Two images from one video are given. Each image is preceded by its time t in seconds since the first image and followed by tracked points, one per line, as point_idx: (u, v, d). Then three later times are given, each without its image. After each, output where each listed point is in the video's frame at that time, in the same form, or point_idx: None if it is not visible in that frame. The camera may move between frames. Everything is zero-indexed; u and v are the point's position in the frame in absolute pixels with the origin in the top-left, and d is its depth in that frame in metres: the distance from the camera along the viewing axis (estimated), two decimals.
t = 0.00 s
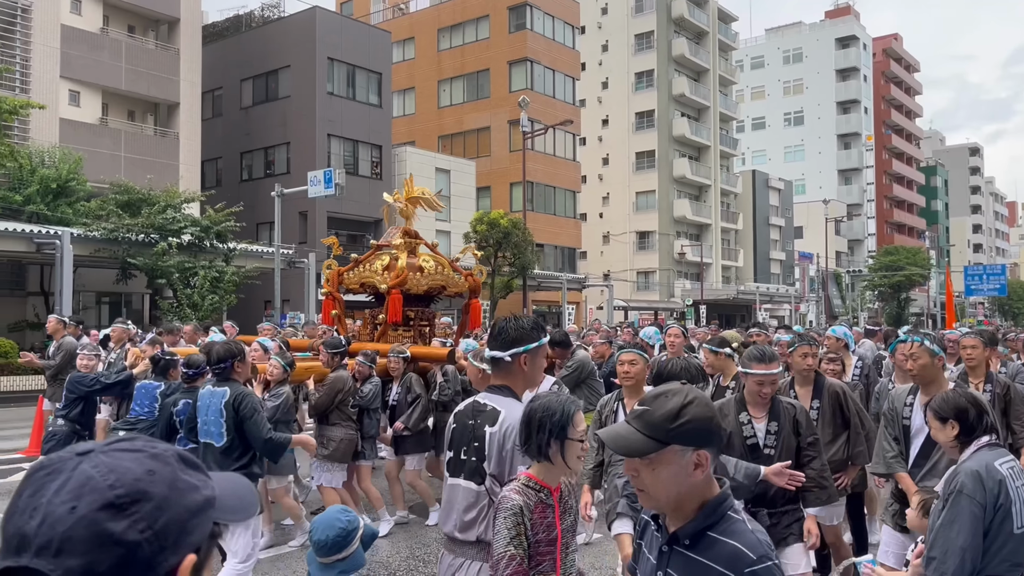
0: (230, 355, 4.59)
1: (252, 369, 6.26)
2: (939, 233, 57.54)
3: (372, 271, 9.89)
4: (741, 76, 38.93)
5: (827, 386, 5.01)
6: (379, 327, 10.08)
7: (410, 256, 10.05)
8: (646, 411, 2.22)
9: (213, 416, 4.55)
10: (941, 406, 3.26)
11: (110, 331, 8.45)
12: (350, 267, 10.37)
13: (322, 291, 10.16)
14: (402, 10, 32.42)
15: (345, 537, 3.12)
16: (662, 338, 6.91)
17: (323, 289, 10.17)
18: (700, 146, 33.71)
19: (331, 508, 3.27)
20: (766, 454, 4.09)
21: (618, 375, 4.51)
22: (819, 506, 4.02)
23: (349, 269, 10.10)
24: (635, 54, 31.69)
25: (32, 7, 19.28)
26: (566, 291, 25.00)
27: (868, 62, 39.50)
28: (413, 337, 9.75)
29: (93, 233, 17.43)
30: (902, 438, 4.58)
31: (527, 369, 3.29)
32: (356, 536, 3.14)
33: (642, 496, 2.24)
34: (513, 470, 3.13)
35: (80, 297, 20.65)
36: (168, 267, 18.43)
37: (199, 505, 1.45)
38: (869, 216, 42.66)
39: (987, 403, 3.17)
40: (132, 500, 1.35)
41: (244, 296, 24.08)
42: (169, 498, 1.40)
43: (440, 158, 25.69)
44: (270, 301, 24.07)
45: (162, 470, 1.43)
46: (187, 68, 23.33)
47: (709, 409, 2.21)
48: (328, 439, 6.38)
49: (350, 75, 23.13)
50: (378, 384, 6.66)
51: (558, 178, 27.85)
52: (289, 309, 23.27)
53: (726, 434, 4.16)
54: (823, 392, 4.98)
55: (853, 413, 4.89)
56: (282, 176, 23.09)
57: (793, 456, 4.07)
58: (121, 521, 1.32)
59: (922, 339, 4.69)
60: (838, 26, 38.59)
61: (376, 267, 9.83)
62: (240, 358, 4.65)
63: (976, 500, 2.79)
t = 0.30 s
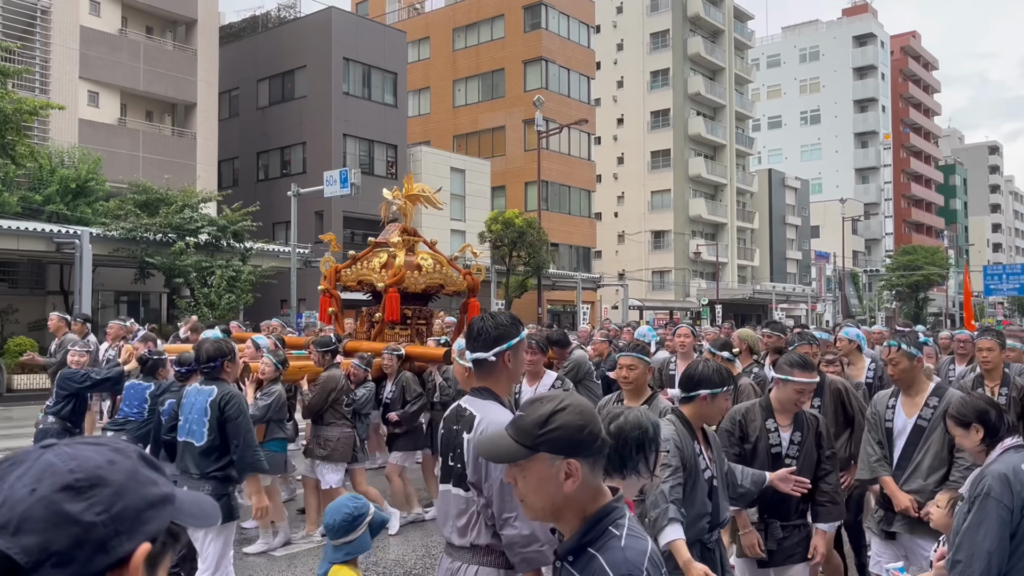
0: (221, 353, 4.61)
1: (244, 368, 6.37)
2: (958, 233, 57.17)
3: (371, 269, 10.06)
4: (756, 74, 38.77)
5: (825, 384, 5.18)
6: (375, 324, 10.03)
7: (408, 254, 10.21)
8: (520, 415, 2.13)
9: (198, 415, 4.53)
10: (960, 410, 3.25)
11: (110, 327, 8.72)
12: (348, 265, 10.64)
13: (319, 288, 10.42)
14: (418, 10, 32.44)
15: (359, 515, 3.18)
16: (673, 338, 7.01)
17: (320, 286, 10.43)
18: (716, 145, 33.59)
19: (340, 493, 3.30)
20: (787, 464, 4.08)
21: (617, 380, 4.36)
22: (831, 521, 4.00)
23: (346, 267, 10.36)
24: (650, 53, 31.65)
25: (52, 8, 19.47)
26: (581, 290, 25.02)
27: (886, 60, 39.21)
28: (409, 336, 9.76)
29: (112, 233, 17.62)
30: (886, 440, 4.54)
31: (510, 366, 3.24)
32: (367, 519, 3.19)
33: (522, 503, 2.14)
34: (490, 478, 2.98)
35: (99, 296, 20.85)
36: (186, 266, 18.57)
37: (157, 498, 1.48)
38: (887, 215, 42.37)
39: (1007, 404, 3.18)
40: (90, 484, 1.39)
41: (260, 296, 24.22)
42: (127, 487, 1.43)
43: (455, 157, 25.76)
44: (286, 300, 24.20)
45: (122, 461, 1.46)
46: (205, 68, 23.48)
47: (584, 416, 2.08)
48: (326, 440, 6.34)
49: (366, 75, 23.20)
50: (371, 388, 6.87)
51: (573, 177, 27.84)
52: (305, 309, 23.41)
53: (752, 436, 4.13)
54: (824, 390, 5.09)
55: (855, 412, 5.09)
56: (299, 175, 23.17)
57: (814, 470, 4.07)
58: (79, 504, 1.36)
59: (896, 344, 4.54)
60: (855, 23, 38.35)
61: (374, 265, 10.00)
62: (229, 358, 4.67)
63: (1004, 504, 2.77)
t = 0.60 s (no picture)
0: (218, 352, 4.60)
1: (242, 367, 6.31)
2: (981, 232, 56.55)
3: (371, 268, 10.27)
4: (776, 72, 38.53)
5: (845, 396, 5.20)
6: (376, 323, 10.31)
7: (408, 254, 10.45)
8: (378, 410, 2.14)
9: (187, 414, 4.53)
10: (985, 413, 3.24)
11: (114, 327, 8.95)
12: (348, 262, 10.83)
13: (319, 286, 10.66)
14: (436, 10, 32.46)
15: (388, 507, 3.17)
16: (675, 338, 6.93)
17: (320, 283, 10.67)
18: (735, 143, 33.45)
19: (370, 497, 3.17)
20: (817, 466, 4.04)
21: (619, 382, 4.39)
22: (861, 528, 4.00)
23: (346, 266, 10.55)
24: (669, 52, 31.54)
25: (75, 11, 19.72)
26: (600, 290, 24.98)
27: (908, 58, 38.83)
28: (409, 336, 10.10)
29: (135, 233, 17.81)
30: (882, 443, 4.53)
31: (486, 368, 3.29)
32: (396, 518, 3.02)
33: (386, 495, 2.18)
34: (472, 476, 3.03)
35: (122, 296, 21.07)
36: (207, 265, 18.73)
37: (167, 502, 1.53)
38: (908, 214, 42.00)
39: None
40: (102, 483, 1.45)
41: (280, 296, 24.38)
42: (136, 488, 1.48)
43: (473, 157, 25.82)
44: (306, 299, 24.38)
45: (136, 463, 1.52)
46: (225, 70, 23.68)
47: (433, 418, 2.02)
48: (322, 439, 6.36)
49: (384, 76, 23.31)
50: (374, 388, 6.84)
51: (591, 177, 27.81)
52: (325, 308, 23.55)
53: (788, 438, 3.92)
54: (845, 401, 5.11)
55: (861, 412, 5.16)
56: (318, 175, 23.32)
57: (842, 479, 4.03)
58: (89, 501, 1.42)
59: (897, 343, 4.52)
60: (877, 21, 38.01)
61: (375, 264, 10.19)
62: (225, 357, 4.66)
63: None
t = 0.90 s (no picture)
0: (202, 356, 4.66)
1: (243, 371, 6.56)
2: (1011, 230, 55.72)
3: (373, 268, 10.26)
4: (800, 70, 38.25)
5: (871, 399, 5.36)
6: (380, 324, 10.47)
7: (410, 253, 10.40)
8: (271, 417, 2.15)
9: (172, 420, 4.54)
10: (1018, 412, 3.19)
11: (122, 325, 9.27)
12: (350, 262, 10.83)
13: (322, 288, 10.66)
14: (457, 10, 32.54)
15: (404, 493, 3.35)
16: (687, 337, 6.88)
17: (323, 285, 10.66)
18: (758, 141, 33.20)
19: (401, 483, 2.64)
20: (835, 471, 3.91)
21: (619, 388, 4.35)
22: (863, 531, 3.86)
23: (348, 267, 10.54)
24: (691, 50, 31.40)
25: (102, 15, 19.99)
26: (621, 289, 24.90)
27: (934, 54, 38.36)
28: (412, 336, 10.11)
29: (160, 233, 18.02)
30: (891, 445, 4.47)
31: (492, 365, 3.31)
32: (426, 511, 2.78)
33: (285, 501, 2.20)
34: (474, 469, 3.07)
35: (148, 296, 21.32)
36: (230, 266, 18.88)
37: (202, 520, 1.57)
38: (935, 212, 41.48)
39: None
40: (134, 497, 1.49)
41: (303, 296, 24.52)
42: (168, 504, 1.53)
43: (494, 157, 25.86)
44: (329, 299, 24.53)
45: (172, 477, 1.57)
46: (249, 72, 23.88)
47: (307, 440, 1.99)
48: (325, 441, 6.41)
49: (406, 76, 23.40)
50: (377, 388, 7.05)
51: (612, 176, 27.74)
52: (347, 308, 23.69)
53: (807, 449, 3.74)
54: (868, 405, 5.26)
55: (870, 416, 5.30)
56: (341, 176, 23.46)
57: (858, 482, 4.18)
58: (118, 515, 1.47)
59: (928, 344, 4.45)
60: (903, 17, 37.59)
61: (377, 264, 10.20)
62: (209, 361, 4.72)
63: None
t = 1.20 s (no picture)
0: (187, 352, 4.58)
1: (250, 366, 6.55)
2: None
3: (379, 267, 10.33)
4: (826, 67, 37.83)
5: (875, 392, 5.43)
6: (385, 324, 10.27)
7: (418, 250, 10.37)
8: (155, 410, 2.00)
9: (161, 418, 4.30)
10: None
11: (129, 326, 9.21)
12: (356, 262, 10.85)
13: (327, 287, 10.62)
14: (481, 10, 32.51)
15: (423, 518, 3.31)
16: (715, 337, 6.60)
17: (329, 284, 10.64)
18: (784, 140, 32.89)
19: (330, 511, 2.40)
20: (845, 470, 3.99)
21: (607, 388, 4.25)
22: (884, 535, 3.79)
23: (355, 265, 10.58)
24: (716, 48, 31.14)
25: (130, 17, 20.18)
26: (646, 289, 24.76)
27: (964, 50, 37.76)
28: (419, 335, 10.04)
29: (186, 233, 18.17)
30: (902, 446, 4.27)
31: (516, 368, 3.12)
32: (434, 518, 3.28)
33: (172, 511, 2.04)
34: (481, 480, 2.85)
35: (175, 296, 21.51)
36: (256, 265, 18.96)
37: (218, 536, 1.53)
38: (964, 210, 40.90)
39: None
40: (148, 511, 1.45)
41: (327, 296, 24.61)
42: (186, 519, 1.49)
43: (517, 156, 25.83)
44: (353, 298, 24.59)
45: (191, 490, 1.53)
46: (274, 73, 23.98)
47: (192, 433, 1.89)
48: (329, 443, 6.29)
49: (430, 76, 23.42)
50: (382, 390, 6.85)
51: (636, 175, 27.60)
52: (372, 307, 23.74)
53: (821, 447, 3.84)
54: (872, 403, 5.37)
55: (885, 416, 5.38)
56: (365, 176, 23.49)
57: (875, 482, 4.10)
58: (131, 530, 1.43)
59: (951, 344, 4.15)
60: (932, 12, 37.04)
61: (384, 263, 10.18)
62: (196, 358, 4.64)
63: None
